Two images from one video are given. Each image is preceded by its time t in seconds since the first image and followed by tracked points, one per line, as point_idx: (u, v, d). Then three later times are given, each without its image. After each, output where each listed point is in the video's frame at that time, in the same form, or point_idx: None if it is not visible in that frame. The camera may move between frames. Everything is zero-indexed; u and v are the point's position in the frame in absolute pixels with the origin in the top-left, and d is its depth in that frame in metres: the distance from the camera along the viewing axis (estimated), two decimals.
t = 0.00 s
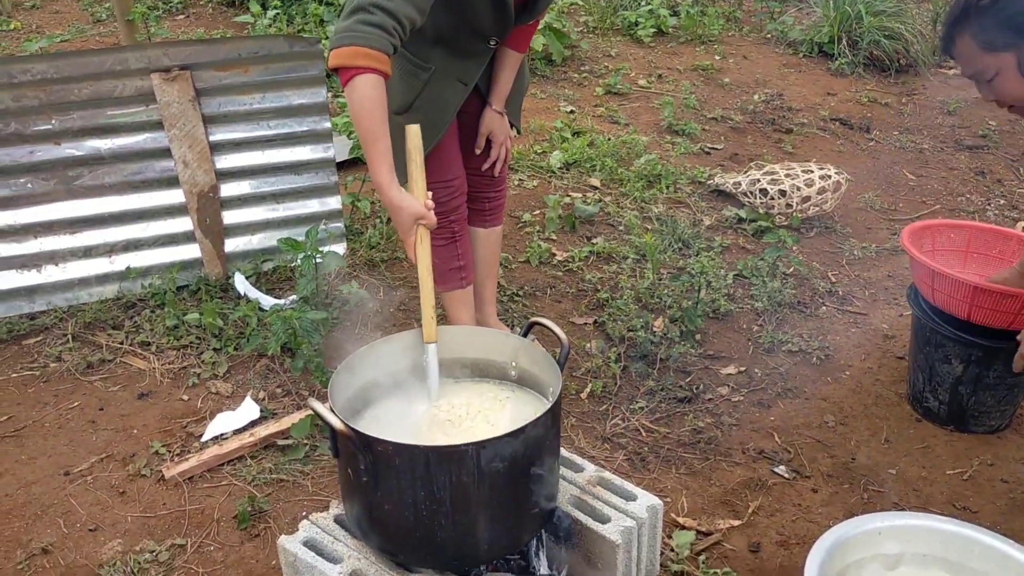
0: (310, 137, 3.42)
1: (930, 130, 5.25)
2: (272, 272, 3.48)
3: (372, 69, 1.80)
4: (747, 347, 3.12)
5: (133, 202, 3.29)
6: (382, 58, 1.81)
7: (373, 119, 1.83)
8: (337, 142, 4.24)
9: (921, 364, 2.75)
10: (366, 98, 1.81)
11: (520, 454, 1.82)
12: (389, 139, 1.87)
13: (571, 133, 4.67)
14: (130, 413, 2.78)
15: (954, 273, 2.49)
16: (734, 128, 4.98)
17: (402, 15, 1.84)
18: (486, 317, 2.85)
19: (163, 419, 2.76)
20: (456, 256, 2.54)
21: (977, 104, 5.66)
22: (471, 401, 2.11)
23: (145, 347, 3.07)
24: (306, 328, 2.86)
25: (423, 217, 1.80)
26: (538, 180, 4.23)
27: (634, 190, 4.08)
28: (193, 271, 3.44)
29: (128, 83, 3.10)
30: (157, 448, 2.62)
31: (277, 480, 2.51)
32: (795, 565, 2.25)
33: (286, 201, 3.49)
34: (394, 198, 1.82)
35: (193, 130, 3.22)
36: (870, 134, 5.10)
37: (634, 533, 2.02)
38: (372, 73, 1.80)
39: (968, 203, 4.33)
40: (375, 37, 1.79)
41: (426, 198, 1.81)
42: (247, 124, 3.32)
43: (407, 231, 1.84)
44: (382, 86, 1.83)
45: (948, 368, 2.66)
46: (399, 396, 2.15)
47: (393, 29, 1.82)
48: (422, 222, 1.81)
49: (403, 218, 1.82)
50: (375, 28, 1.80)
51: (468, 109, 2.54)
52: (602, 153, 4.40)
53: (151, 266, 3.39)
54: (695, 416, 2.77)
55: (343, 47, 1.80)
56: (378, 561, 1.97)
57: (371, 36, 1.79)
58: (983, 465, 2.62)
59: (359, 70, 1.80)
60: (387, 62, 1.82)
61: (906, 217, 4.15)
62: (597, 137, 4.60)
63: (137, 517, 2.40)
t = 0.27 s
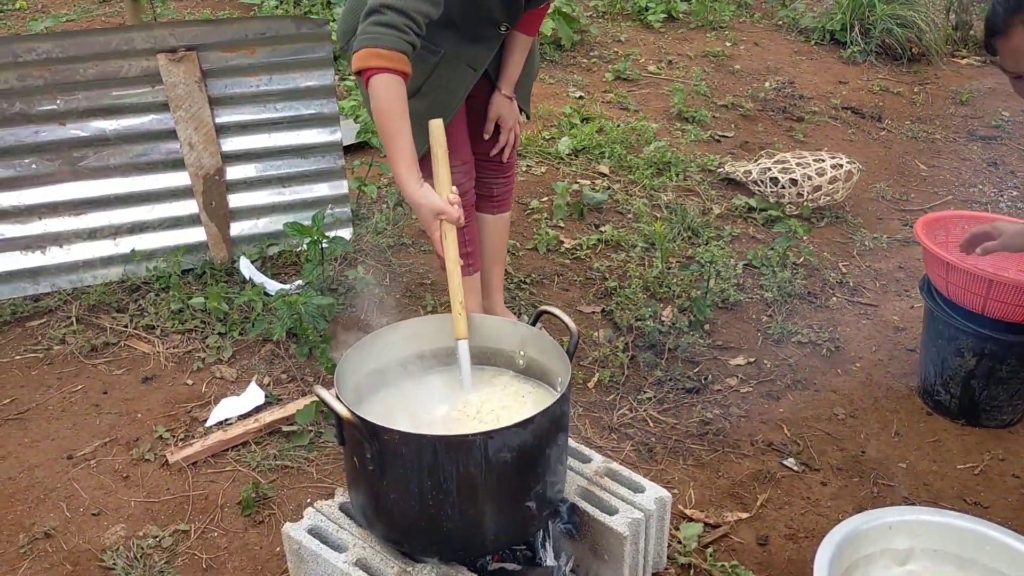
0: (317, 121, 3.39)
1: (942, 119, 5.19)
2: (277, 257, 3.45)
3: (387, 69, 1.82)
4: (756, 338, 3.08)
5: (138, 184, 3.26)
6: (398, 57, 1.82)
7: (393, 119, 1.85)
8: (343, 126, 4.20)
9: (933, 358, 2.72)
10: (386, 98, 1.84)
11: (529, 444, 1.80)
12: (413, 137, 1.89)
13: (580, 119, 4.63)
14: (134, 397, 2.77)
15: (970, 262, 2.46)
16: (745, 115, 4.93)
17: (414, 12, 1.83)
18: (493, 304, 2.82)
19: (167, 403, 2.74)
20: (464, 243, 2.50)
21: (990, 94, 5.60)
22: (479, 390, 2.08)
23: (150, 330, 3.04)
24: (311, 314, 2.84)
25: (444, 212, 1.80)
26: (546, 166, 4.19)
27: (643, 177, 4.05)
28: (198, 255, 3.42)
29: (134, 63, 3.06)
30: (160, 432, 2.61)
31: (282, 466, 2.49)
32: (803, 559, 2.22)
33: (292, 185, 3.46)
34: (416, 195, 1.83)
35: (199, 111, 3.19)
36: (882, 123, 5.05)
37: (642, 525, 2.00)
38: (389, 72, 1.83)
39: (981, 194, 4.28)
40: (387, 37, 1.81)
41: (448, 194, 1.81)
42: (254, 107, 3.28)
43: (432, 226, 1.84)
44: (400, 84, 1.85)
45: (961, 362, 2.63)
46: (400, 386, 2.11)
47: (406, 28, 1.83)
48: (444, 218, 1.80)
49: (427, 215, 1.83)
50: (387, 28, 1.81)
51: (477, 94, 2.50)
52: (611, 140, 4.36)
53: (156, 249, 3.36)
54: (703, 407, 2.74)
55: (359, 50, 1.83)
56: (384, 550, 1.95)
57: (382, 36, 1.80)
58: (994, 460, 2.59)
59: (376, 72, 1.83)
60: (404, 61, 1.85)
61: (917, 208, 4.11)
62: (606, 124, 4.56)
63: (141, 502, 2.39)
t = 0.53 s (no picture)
0: (308, 100, 3.31)
1: (942, 103, 5.13)
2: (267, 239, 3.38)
3: (398, 70, 1.79)
4: (754, 325, 3.04)
5: (125, 164, 3.18)
6: (408, 55, 1.79)
7: (405, 118, 1.81)
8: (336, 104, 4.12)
9: (933, 348, 2.68)
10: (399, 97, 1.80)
11: (524, 439, 1.75)
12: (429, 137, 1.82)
13: (577, 99, 4.55)
14: (120, 382, 2.71)
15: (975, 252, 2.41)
16: (744, 97, 4.86)
17: (420, 4, 1.79)
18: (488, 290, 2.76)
19: (154, 389, 2.68)
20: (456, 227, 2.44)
21: (990, 77, 5.54)
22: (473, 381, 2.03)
23: (136, 314, 2.98)
24: (301, 300, 2.78)
25: (452, 213, 1.71)
26: (542, 147, 4.12)
27: (640, 160, 3.98)
28: (187, 236, 3.34)
29: (120, 40, 2.97)
30: (147, 420, 2.55)
31: (270, 455, 2.44)
32: (801, 553, 2.19)
33: (282, 165, 3.39)
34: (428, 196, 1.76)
35: (187, 89, 3.11)
36: (881, 106, 4.98)
37: (638, 520, 1.95)
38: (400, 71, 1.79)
39: (981, 179, 4.23)
40: (396, 36, 1.78)
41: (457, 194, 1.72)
42: (243, 85, 3.20)
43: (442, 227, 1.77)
44: (413, 83, 1.80)
45: (962, 353, 2.59)
46: (397, 373, 2.06)
47: (414, 24, 1.79)
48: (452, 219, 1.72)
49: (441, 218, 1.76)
50: (394, 27, 1.78)
51: (471, 74, 2.43)
52: (608, 121, 4.29)
53: (143, 230, 3.29)
54: (700, 397, 2.70)
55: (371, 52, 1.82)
56: (374, 545, 1.90)
57: (390, 36, 1.78)
58: (994, 452, 2.56)
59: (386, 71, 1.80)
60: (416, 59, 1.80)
61: (917, 193, 4.06)
62: (603, 104, 4.48)
63: (126, 491, 2.34)
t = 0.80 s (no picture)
0: (303, 83, 3.22)
1: (947, 89, 5.05)
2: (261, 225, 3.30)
3: (409, 69, 1.73)
4: (758, 318, 2.98)
5: (114, 147, 3.09)
6: (419, 53, 1.72)
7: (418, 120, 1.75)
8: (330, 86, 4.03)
9: (942, 344, 2.63)
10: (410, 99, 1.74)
11: (528, 443, 1.69)
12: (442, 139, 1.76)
13: (577, 83, 4.46)
14: (110, 374, 2.63)
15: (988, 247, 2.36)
16: (746, 81, 4.78)
17: None
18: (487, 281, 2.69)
19: (144, 381, 2.61)
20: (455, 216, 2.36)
21: (995, 63, 5.46)
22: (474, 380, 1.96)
23: (126, 302, 2.90)
24: (297, 291, 2.69)
25: (458, 219, 1.65)
26: (541, 132, 4.03)
27: (642, 146, 3.91)
28: (178, 222, 3.26)
29: (109, 20, 2.87)
30: (137, 413, 2.48)
31: (265, 451, 2.38)
32: (808, 555, 2.14)
33: (276, 150, 3.30)
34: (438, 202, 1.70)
35: (179, 71, 3.01)
36: (885, 92, 4.90)
37: (644, 524, 1.90)
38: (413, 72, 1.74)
39: (987, 167, 4.17)
40: (407, 34, 1.72)
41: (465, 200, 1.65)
42: (236, 68, 3.11)
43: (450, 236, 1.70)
44: (426, 83, 1.74)
45: (972, 350, 2.54)
46: (399, 369, 2.00)
47: (424, 20, 1.73)
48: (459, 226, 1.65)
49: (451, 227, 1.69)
50: (406, 23, 1.73)
51: (472, 59, 2.34)
52: (609, 106, 4.20)
53: (133, 216, 3.20)
54: (704, 392, 2.64)
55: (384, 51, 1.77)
56: (373, 549, 1.85)
57: (401, 35, 1.72)
58: (1003, 450, 2.51)
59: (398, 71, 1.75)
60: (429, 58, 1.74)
61: (922, 182, 3.99)
62: (604, 88, 4.40)
63: (116, 487, 2.27)
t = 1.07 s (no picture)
0: (313, 74, 3.14)
1: (963, 80, 4.97)
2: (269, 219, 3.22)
3: (420, 57, 1.65)
4: (778, 317, 2.92)
5: (119, 139, 3.01)
6: (432, 41, 1.65)
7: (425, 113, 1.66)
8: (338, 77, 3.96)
9: (970, 346, 2.57)
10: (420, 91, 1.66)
11: (556, 454, 1.62)
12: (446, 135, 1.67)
13: (588, 73, 4.38)
14: (117, 373, 2.57)
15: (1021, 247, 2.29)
16: (759, 72, 4.70)
17: None
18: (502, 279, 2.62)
19: (152, 381, 2.54)
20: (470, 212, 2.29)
21: (1010, 54, 5.38)
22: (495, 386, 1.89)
23: (133, 299, 2.83)
24: (309, 290, 2.64)
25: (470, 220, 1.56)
26: (553, 124, 3.96)
27: (656, 139, 3.83)
28: (185, 216, 3.18)
29: (114, 9, 2.81)
30: (145, 415, 2.42)
31: (278, 454, 2.32)
32: (837, 565, 2.08)
33: (285, 142, 3.22)
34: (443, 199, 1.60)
35: (186, 62, 2.92)
36: (901, 83, 4.82)
37: (672, 535, 1.84)
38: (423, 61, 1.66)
39: (1006, 162, 4.10)
40: (419, 21, 1.65)
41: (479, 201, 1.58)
42: (244, 58, 3.03)
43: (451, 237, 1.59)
44: (435, 73, 1.67)
45: (1001, 352, 2.48)
46: (418, 373, 1.94)
47: (438, 7, 1.66)
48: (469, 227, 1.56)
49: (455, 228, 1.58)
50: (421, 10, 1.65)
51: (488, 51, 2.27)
52: (622, 97, 4.13)
53: (138, 209, 3.13)
54: (725, 394, 2.58)
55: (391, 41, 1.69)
56: (393, 561, 1.79)
57: (415, 21, 1.65)
58: None
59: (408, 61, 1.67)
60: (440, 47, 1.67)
61: (940, 176, 3.92)
62: (616, 79, 4.32)
63: (125, 492, 2.21)
